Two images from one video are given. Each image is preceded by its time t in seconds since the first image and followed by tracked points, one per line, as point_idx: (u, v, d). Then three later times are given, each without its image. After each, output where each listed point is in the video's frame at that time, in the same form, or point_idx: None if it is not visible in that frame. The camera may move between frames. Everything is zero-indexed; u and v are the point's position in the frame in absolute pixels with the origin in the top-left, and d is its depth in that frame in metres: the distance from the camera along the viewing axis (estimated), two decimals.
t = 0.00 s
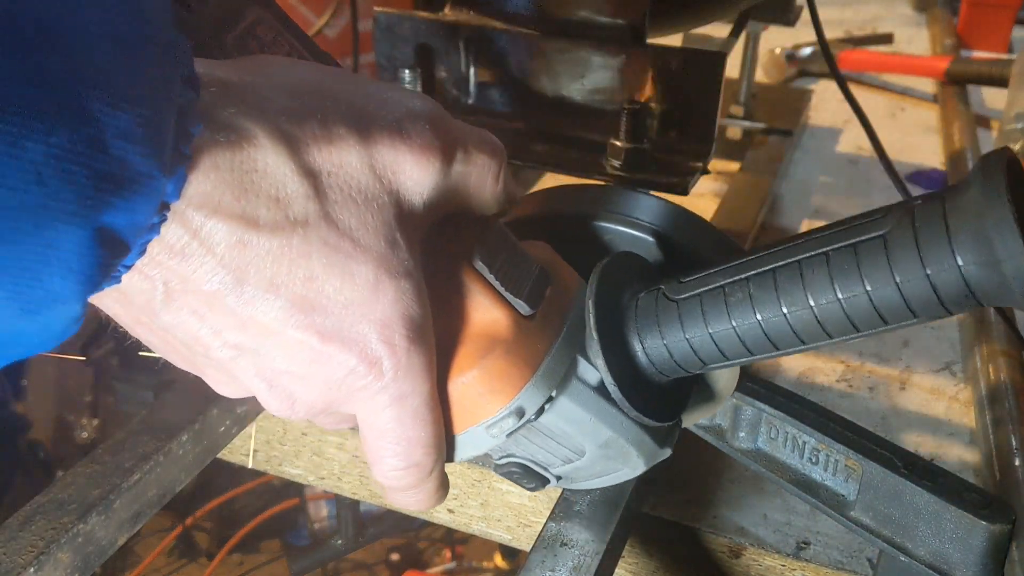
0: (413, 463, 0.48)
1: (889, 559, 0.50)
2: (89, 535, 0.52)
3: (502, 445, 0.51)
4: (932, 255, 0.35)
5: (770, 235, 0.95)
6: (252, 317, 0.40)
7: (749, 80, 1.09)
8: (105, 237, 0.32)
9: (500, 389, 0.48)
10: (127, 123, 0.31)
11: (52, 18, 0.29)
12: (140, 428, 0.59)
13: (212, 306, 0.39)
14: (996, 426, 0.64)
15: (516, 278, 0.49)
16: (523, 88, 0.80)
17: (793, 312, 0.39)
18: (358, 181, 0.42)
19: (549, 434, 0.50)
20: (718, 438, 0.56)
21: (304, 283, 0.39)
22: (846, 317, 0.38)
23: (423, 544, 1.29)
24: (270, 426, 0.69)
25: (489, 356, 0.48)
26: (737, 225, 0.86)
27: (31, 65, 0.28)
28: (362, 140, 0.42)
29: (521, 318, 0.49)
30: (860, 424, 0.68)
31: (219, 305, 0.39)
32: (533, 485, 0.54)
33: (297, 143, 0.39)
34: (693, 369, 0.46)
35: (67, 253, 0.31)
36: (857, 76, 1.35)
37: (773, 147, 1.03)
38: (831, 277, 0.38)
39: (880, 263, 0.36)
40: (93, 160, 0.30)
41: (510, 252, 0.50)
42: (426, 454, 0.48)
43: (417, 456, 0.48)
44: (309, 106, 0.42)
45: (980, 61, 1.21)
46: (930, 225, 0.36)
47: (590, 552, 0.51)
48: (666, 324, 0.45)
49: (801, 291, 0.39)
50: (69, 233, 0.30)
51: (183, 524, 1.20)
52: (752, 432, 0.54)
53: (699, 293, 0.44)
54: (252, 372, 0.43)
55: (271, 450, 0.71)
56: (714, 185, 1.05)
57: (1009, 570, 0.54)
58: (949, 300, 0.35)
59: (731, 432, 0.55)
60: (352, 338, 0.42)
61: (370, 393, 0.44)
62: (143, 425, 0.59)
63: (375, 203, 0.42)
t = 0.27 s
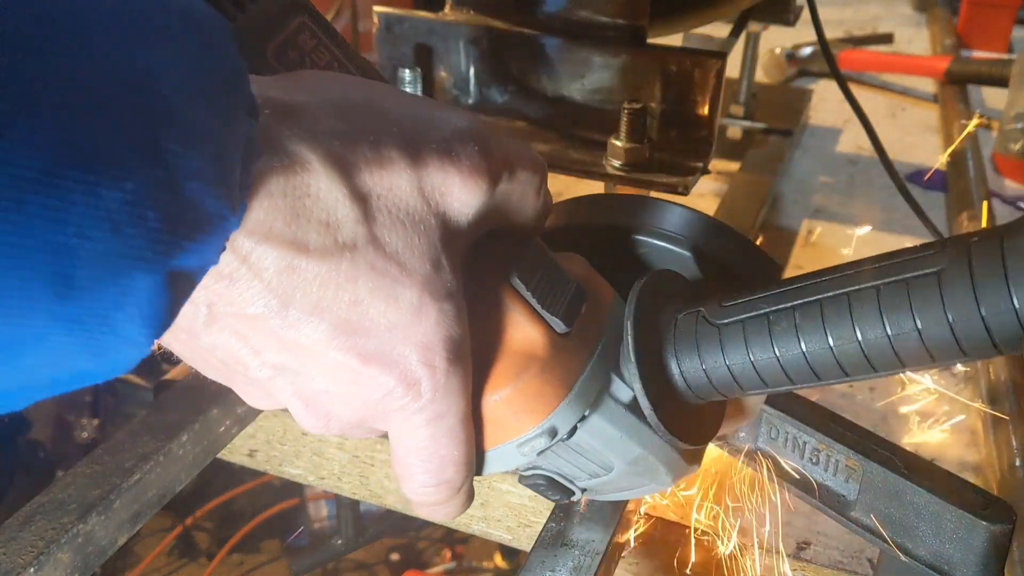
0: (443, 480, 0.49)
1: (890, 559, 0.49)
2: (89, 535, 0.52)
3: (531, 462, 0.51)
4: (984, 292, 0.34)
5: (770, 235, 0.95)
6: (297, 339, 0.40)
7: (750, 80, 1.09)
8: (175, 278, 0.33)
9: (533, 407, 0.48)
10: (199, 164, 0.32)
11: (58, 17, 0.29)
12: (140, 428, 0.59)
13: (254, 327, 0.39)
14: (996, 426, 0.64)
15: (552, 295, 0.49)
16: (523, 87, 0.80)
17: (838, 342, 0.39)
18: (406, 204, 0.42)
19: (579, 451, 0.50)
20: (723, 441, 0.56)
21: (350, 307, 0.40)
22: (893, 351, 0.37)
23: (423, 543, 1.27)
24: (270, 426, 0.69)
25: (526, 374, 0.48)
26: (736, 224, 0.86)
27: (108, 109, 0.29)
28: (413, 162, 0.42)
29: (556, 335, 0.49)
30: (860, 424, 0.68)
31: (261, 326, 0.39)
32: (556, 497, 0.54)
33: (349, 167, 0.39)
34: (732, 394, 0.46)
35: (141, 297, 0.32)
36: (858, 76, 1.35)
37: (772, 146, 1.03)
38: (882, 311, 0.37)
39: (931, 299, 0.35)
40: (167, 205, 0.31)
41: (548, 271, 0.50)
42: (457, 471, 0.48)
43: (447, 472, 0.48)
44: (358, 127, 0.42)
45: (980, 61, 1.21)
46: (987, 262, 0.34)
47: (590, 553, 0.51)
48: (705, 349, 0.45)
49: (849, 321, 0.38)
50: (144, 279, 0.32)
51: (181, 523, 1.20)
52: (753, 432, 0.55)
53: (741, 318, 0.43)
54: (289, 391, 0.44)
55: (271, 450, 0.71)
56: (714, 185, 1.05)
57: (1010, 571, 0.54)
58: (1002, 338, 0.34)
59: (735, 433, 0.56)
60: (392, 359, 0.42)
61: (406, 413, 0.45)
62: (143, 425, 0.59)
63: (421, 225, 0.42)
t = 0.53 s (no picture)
0: (438, 484, 0.49)
1: (889, 560, 0.49)
2: (89, 536, 0.52)
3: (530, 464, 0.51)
4: (984, 299, 0.34)
5: (770, 235, 0.95)
6: (292, 345, 0.40)
7: (750, 80, 1.09)
8: (176, 297, 0.33)
9: (532, 411, 0.48)
10: (202, 185, 0.32)
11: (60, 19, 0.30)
12: (140, 429, 0.59)
13: (252, 333, 0.40)
14: (996, 426, 0.64)
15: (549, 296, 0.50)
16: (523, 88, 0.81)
17: (837, 347, 0.39)
18: (406, 211, 0.42)
19: (578, 452, 0.50)
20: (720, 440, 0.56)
21: (347, 313, 0.40)
22: (889, 357, 0.38)
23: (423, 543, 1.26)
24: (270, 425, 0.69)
25: (524, 377, 0.48)
26: (736, 225, 0.86)
27: (108, 132, 0.29)
28: (413, 170, 0.42)
29: (555, 338, 0.49)
30: (860, 424, 0.68)
31: (259, 332, 0.40)
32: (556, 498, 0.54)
33: (350, 175, 0.39)
34: (728, 398, 0.46)
35: (143, 318, 0.32)
36: (857, 76, 1.35)
37: (772, 146, 1.03)
38: (880, 318, 0.38)
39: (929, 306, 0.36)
40: (169, 227, 0.31)
41: (543, 275, 0.50)
42: (453, 473, 0.49)
43: (443, 475, 0.49)
44: (360, 135, 0.42)
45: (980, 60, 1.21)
46: (982, 269, 0.35)
47: (590, 554, 0.51)
48: (701, 354, 0.45)
49: (846, 327, 0.39)
50: (146, 301, 0.32)
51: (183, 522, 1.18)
52: (753, 432, 0.54)
53: (738, 324, 0.43)
54: (285, 395, 0.44)
55: (271, 450, 0.71)
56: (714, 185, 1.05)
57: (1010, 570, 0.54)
58: (998, 345, 0.35)
59: (733, 434, 0.56)
60: (388, 364, 0.42)
61: (402, 417, 0.45)
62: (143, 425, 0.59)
63: (421, 232, 0.42)
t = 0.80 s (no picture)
0: (429, 470, 0.49)
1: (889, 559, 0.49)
2: (89, 536, 0.52)
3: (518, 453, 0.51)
4: (977, 295, 0.34)
5: (770, 235, 0.95)
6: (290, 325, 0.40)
7: (750, 79, 1.09)
8: (185, 274, 0.33)
9: (524, 399, 0.48)
10: (213, 162, 0.32)
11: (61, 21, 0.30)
12: (140, 429, 0.59)
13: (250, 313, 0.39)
14: (996, 426, 0.64)
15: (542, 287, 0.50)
16: (523, 88, 0.81)
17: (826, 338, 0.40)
18: (408, 195, 0.41)
19: (567, 444, 0.50)
20: (720, 439, 0.55)
21: (346, 296, 0.39)
22: (880, 348, 0.38)
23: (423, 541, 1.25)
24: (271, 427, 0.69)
25: (516, 366, 0.48)
26: (735, 225, 0.86)
27: (112, 107, 0.29)
28: (416, 155, 0.42)
29: (548, 328, 0.49)
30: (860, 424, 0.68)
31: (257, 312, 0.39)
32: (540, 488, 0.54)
33: (354, 158, 0.39)
34: (719, 389, 0.47)
35: (151, 293, 0.32)
36: (858, 76, 1.35)
37: (772, 147, 1.03)
38: (871, 309, 0.38)
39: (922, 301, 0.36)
40: (181, 203, 0.31)
41: (537, 265, 0.50)
42: (443, 461, 0.49)
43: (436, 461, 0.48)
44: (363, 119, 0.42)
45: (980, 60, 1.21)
46: (975, 266, 0.35)
47: (590, 553, 0.51)
48: (693, 344, 0.46)
49: (838, 318, 0.39)
50: (157, 277, 0.32)
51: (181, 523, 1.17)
52: (753, 432, 0.54)
53: (732, 315, 0.44)
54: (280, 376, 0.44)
55: (271, 450, 0.71)
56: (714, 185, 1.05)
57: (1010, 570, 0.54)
58: (989, 340, 0.35)
59: (733, 432, 0.55)
60: (385, 350, 0.42)
61: (396, 402, 0.45)
62: (144, 425, 0.59)
63: (420, 218, 0.42)
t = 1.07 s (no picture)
0: (421, 469, 0.49)
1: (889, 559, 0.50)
2: (89, 536, 0.52)
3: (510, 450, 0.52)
4: (963, 281, 0.35)
5: (770, 235, 0.95)
6: (283, 323, 0.40)
7: (750, 79, 1.09)
8: (175, 271, 0.33)
9: (516, 396, 0.49)
10: (202, 157, 0.32)
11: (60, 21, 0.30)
12: (140, 429, 0.59)
13: (242, 312, 0.39)
14: (996, 426, 0.64)
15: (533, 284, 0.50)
16: (523, 88, 0.81)
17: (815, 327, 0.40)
18: (399, 191, 0.41)
19: (557, 439, 0.51)
20: (719, 439, 0.55)
21: (338, 293, 0.39)
22: (870, 336, 0.39)
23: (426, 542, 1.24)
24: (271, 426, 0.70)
25: (507, 363, 0.48)
26: (735, 226, 0.85)
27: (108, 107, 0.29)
28: (406, 150, 0.42)
29: (538, 324, 0.49)
30: (860, 424, 0.68)
31: (250, 311, 0.39)
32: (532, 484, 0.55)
33: (346, 153, 0.39)
34: (709, 380, 0.47)
35: (140, 291, 0.32)
36: (858, 76, 1.35)
37: (772, 147, 1.03)
38: (860, 298, 0.38)
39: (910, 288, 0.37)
40: (168, 198, 0.31)
41: (527, 261, 0.50)
42: (436, 459, 0.48)
43: (429, 460, 0.48)
44: (353, 116, 0.42)
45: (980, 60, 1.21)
46: (960, 251, 0.35)
47: (589, 553, 0.52)
48: (681, 335, 0.45)
49: (827, 309, 0.39)
50: (146, 273, 0.32)
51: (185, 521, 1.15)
52: (753, 432, 0.54)
53: (719, 307, 0.44)
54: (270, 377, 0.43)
55: (272, 450, 0.71)
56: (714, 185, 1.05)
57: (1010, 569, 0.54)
58: (975, 324, 0.36)
59: (732, 432, 0.55)
60: (379, 347, 0.42)
61: (388, 400, 0.45)
62: (144, 426, 0.59)
63: (411, 213, 0.42)
